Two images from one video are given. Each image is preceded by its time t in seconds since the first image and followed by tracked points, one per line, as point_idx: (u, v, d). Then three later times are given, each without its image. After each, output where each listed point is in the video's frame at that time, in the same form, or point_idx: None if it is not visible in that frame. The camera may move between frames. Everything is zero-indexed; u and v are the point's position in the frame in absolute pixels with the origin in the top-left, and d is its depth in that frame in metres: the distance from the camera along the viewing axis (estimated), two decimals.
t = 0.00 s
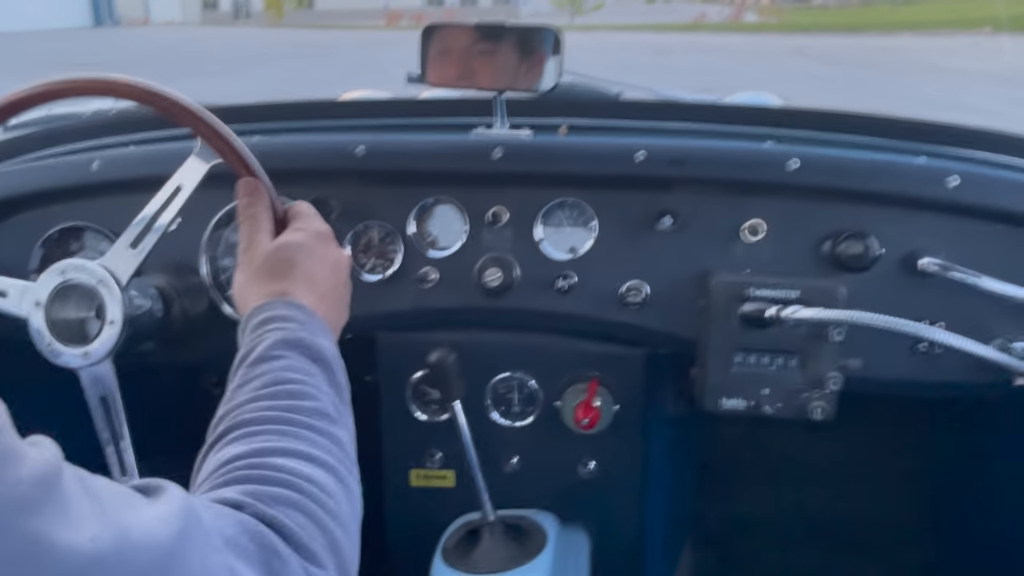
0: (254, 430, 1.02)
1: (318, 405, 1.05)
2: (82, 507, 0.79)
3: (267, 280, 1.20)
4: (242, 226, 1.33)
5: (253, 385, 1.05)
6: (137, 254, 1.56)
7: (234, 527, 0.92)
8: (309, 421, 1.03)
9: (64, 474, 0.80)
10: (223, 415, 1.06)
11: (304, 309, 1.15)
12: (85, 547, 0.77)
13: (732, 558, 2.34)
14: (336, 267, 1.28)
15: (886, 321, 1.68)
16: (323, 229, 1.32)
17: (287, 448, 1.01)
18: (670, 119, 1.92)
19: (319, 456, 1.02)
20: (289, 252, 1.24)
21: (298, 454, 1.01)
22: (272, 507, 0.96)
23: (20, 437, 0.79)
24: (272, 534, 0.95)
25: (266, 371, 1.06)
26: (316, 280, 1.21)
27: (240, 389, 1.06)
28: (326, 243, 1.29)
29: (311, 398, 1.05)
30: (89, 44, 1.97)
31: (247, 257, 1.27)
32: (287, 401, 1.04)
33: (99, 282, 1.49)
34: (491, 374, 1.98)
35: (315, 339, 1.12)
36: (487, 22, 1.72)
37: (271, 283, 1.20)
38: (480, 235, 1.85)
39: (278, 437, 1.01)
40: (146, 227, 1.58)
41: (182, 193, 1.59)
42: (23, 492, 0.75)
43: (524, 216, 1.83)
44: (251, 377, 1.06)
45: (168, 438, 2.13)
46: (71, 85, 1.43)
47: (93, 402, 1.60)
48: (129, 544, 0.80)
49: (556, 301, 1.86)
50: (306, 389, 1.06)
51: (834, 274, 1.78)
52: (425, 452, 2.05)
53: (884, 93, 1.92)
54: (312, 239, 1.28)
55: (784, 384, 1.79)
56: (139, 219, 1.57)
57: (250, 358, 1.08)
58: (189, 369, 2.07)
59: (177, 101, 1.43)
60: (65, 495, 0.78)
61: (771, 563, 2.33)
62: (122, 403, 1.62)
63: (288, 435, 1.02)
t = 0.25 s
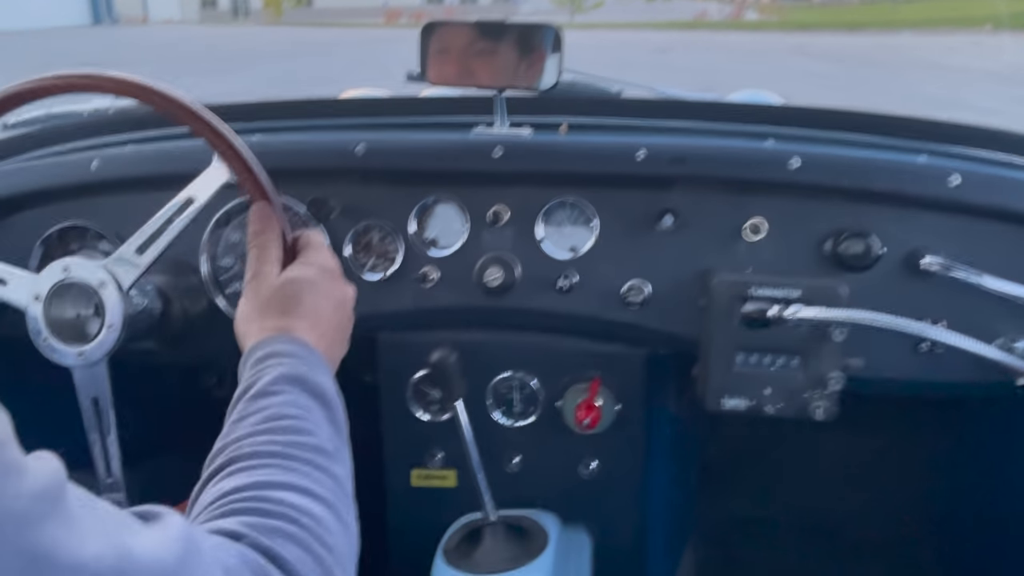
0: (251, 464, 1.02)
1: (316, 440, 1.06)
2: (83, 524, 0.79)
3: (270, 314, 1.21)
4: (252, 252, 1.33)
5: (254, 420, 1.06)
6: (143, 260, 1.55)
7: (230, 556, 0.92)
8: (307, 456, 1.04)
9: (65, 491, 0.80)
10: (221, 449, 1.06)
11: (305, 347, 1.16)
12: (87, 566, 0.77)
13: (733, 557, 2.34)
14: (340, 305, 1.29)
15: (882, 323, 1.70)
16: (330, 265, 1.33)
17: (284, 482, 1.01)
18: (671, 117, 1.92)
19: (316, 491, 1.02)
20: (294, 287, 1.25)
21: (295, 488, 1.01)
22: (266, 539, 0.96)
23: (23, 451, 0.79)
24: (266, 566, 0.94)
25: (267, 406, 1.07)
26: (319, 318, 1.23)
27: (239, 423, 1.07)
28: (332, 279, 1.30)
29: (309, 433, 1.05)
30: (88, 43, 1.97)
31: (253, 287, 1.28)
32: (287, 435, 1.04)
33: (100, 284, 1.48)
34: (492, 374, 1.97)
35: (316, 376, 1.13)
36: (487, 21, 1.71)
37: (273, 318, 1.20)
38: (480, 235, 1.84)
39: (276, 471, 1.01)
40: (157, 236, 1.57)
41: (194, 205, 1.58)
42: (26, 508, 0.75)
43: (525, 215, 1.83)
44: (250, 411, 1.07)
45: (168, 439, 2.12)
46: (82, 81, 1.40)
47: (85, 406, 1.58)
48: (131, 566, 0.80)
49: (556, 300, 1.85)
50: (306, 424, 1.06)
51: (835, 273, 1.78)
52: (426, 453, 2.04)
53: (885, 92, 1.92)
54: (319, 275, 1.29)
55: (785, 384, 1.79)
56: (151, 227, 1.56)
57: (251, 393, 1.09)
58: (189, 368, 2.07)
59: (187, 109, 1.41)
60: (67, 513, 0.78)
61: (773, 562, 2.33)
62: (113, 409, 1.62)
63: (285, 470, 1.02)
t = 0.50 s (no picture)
0: (253, 481, 1.02)
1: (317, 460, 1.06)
2: (83, 528, 0.80)
3: (277, 337, 1.20)
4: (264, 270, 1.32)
5: (256, 438, 1.06)
6: (156, 265, 1.56)
7: (231, 567, 0.91)
8: (308, 474, 1.04)
9: (64, 494, 0.80)
10: (222, 466, 1.06)
11: (311, 372, 1.15)
12: (89, 566, 0.78)
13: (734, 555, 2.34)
14: (346, 332, 1.28)
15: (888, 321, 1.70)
16: (342, 290, 1.32)
17: (285, 499, 1.01)
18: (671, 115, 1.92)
19: (316, 509, 1.02)
20: (303, 311, 1.24)
21: (296, 506, 1.01)
22: (266, 553, 0.96)
23: (23, 454, 0.80)
24: None
25: (269, 425, 1.06)
26: (325, 345, 1.21)
27: (241, 440, 1.07)
28: (342, 306, 1.29)
29: (311, 453, 1.05)
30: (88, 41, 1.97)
31: (263, 305, 1.26)
32: (289, 454, 1.04)
33: (111, 286, 1.49)
34: (492, 372, 1.98)
35: (318, 395, 1.12)
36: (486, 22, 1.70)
37: (281, 340, 1.20)
38: (481, 232, 1.85)
39: (277, 488, 1.01)
40: (176, 241, 1.58)
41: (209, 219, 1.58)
42: (26, 509, 0.75)
43: (525, 212, 1.83)
44: (253, 428, 1.07)
45: (169, 437, 2.13)
46: (92, 82, 1.41)
47: (85, 403, 1.59)
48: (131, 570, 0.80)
49: (557, 298, 1.86)
50: (307, 444, 1.06)
51: (835, 270, 1.79)
52: (426, 451, 2.05)
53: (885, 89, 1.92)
54: (330, 300, 1.28)
55: (785, 381, 1.80)
56: (170, 231, 1.57)
57: (254, 411, 1.09)
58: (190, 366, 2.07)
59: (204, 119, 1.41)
60: (66, 518, 0.79)
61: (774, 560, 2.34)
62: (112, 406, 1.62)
63: (286, 488, 1.02)
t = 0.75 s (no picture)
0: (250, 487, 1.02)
1: (314, 466, 1.06)
2: (80, 526, 0.81)
3: (278, 346, 1.20)
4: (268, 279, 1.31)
5: (254, 445, 1.06)
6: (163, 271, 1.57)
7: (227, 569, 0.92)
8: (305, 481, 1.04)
9: (61, 493, 0.81)
10: (220, 472, 1.06)
11: (310, 382, 1.15)
12: (87, 563, 0.79)
13: (730, 558, 2.34)
14: (349, 345, 1.28)
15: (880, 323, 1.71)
16: (347, 304, 1.31)
17: (282, 505, 1.01)
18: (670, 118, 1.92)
19: (312, 515, 1.03)
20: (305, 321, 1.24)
21: (293, 512, 1.01)
22: (263, 556, 0.96)
23: (20, 453, 0.81)
24: None
25: (267, 432, 1.07)
26: (326, 358, 1.21)
27: (239, 446, 1.07)
28: (344, 319, 1.28)
29: (308, 461, 1.06)
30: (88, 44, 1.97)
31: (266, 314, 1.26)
32: (287, 461, 1.04)
33: (116, 292, 1.50)
34: (491, 375, 1.98)
35: (317, 404, 1.13)
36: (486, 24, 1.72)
37: (282, 351, 1.19)
38: (480, 236, 1.85)
39: (275, 495, 1.02)
40: (197, 238, 1.59)
41: (217, 229, 1.58)
42: (24, 507, 0.76)
43: (524, 216, 1.83)
44: (251, 434, 1.07)
45: (168, 440, 2.13)
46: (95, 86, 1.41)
47: (89, 406, 1.60)
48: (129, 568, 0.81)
49: (556, 301, 1.86)
50: (305, 451, 1.06)
51: (834, 274, 1.79)
52: (426, 453, 2.05)
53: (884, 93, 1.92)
54: (333, 312, 1.27)
55: (785, 385, 1.80)
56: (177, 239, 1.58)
57: (252, 418, 1.09)
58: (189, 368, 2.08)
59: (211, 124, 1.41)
60: (63, 516, 0.80)
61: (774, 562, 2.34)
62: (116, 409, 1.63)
63: (283, 493, 1.02)
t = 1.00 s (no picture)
0: (248, 491, 1.02)
1: (313, 472, 1.05)
2: (78, 519, 0.84)
3: (281, 355, 1.20)
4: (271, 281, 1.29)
5: (252, 449, 1.05)
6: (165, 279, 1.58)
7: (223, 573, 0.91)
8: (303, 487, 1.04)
9: (61, 487, 0.85)
10: (218, 475, 1.06)
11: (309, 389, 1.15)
12: (85, 556, 0.82)
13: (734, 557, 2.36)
14: (348, 357, 1.29)
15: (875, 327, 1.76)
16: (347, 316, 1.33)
17: (279, 511, 1.01)
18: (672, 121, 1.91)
19: (311, 521, 1.02)
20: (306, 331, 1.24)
21: (290, 517, 1.01)
22: (260, 562, 0.96)
23: (19, 450, 0.84)
24: None
25: (266, 436, 1.06)
26: (327, 368, 1.22)
27: (237, 451, 1.06)
28: (345, 330, 1.29)
29: (306, 465, 1.05)
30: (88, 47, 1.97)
31: (268, 322, 1.25)
32: (284, 465, 1.04)
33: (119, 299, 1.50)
34: (492, 378, 1.97)
35: (317, 408, 1.12)
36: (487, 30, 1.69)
37: (282, 358, 1.20)
38: (481, 242, 1.84)
39: (272, 499, 1.01)
40: (190, 248, 1.60)
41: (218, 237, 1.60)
42: (23, 503, 0.80)
43: (525, 220, 1.82)
44: (250, 439, 1.06)
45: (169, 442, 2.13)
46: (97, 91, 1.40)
47: (87, 406, 1.59)
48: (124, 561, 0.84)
49: (557, 305, 1.85)
50: (303, 455, 1.06)
51: (837, 278, 1.78)
52: (426, 456, 2.04)
53: (887, 94, 1.91)
54: (333, 324, 1.28)
55: (787, 386, 1.82)
56: (181, 244, 1.60)
57: (251, 422, 1.09)
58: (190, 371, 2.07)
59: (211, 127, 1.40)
60: (62, 509, 0.83)
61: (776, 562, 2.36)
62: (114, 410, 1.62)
63: (281, 498, 1.02)
